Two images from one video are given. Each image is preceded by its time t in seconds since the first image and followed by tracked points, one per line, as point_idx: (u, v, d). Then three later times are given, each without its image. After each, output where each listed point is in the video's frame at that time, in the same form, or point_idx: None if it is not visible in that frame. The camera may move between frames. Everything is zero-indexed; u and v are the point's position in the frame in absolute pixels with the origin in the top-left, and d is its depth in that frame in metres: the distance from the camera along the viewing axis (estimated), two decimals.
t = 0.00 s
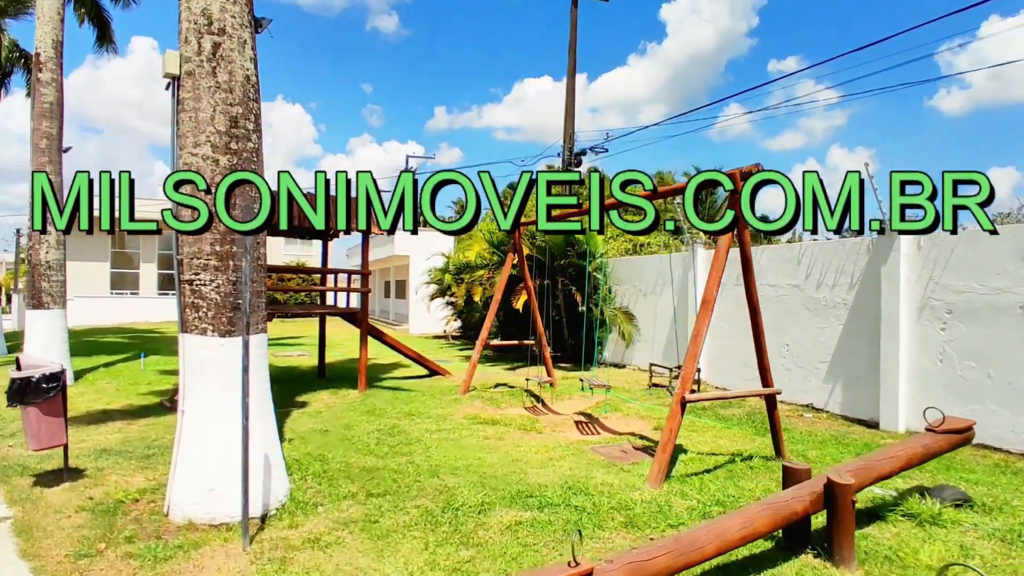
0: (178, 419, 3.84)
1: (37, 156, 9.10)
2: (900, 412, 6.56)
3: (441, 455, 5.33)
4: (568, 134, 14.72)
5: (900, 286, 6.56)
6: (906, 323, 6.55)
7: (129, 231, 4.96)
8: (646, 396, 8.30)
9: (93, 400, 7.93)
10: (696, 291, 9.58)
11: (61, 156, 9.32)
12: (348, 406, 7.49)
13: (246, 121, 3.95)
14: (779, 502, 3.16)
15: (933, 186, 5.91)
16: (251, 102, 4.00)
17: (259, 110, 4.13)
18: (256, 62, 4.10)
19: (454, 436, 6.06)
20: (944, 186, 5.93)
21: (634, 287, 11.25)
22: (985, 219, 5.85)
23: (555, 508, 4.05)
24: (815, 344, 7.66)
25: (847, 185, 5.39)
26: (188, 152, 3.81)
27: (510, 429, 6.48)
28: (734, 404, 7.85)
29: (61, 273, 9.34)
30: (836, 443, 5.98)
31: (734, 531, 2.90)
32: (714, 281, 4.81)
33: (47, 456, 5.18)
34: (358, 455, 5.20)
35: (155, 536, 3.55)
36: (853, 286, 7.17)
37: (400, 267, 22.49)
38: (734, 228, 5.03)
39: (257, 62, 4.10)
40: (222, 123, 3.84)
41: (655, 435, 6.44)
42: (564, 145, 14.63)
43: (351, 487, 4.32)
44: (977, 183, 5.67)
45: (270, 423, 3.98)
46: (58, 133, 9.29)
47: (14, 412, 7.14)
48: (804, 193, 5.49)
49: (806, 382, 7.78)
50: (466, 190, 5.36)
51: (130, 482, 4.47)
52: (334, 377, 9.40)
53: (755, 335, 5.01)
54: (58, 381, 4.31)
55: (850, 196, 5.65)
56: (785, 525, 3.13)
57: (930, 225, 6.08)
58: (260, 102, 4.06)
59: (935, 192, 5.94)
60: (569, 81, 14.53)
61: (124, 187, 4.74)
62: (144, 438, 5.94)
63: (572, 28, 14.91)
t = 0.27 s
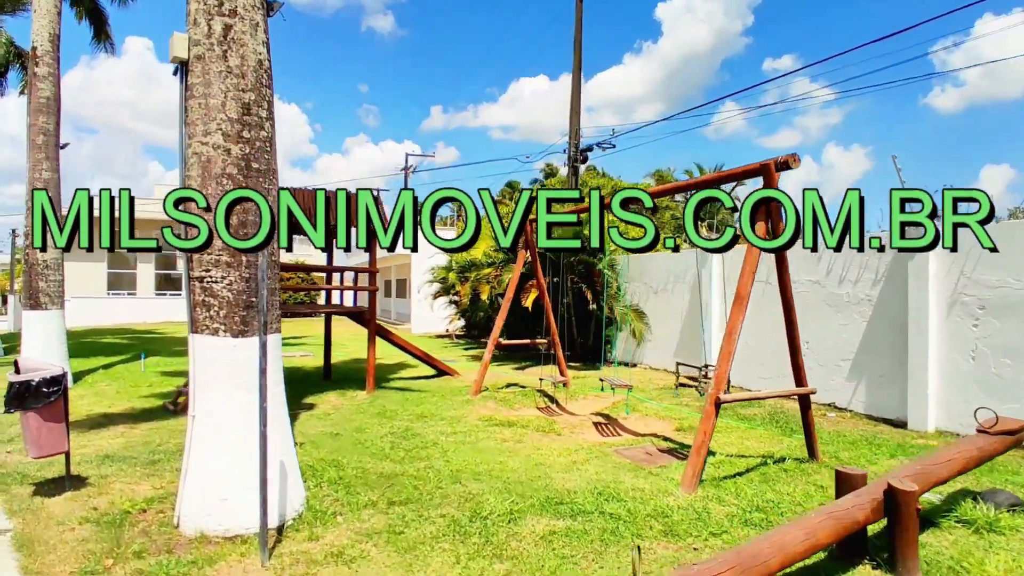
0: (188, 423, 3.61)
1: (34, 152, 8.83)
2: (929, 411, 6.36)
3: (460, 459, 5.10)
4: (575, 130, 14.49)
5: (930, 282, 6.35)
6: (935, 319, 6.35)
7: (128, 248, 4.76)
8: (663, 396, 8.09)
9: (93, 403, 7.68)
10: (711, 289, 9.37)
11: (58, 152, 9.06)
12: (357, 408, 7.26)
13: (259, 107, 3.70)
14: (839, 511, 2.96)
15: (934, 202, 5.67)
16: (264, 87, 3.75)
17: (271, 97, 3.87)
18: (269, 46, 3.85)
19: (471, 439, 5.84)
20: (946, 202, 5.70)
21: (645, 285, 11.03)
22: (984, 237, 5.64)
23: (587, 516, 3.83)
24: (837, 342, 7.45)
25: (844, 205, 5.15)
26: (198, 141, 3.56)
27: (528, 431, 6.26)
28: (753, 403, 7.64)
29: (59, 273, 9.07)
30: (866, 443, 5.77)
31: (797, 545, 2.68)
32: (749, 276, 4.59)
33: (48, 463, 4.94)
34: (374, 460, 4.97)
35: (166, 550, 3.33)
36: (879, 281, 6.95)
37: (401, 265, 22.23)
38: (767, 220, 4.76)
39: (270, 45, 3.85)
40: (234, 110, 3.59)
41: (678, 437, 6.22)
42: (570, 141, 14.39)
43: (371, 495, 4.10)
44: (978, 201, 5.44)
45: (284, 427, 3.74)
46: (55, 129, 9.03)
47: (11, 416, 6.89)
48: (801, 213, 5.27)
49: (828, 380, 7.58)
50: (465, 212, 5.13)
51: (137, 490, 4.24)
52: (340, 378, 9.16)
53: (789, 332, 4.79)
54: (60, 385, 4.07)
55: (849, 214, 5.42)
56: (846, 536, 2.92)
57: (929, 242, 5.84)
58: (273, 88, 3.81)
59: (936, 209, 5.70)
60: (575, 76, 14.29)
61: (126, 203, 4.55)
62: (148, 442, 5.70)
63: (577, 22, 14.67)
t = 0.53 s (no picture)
0: (220, 430, 3.46)
1: (58, 154, 8.80)
2: (983, 418, 6.04)
3: (495, 467, 4.90)
4: (597, 129, 14.27)
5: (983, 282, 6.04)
6: (989, 321, 6.04)
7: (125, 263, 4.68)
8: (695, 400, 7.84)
9: (117, 406, 7.59)
10: (743, 290, 9.10)
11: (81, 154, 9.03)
12: (383, 413, 7.10)
13: (292, 100, 3.55)
14: (926, 531, 2.71)
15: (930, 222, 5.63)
16: (297, 79, 3.60)
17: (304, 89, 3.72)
18: (302, 36, 3.70)
19: (503, 446, 5.64)
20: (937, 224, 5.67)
21: (672, 286, 10.78)
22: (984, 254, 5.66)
23: (637, 529, 3.60)
24: (880, 345, 7.15)
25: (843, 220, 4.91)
26: (229, 134, 3.42)
27: (561, 437, 6.05)
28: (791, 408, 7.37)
29: (82, 275, 9.02)
30: (920, 451, 5.49)
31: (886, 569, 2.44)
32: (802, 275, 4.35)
33: (73, 470, 4.83)
34: (405, 468, 4.79)
35: (197, 566, 3.17)
36: (926, 282, 6.65)
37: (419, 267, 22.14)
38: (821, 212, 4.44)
39: (303, 36, 3.70)
40: (267, 102, 3.45)
41: (717, 443, 5.98)
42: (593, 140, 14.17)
43: (407, 507, 3.91)
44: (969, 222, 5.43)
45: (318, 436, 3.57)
46: (79, 130, 8.99)
47: (36, 420, 6.83)
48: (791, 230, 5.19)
49: (871, 385, 7.27)
50: (465, 225, 4.98)
51: (164, 500, 4.10)
52: (364, 381, 9.02)
53: (843, 335, 4.53)
54: (86, 391, 3.95)
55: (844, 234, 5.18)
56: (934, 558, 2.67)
57: (929, 258, 5.61)
58: (306, 80, 3.66)
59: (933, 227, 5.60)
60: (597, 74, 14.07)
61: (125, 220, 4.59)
62: (174, 448, 5.58)
63: (599, 19, 14.45)
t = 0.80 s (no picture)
0: (275, 444, 3.25)
1: (103, 160, 8.82)
2: None
3: (554, 485, 4.62)
4: (637, 131, 13.92)
5: None
6: None
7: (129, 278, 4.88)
8: (752, 413, 7.45)
9: (160, 412, 7.52)
10: (799, 297, 8.67)
11: (126, 159, 9.04)
12: (428, 422, 6.87)
13: (352, 94, 3.32)
14: None
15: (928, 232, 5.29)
16: (357, 72, 3.37)
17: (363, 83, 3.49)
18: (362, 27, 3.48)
19: (558, 460, 5.36)
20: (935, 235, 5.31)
21: (719, 293, 10.37)
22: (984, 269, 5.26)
23: (724, 559, 3.28)
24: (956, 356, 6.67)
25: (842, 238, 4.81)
26: (287, 130, 3.21)
27: (617, 452, 5.74)
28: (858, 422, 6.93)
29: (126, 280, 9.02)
30: (1014, 473, 5.04)
31: None
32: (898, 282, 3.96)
33: (120, 479, 4.69)
34: (460, 484, 4.54)
35: None
36: (1011, 289, 6.17)
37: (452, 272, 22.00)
38: (915, 217, 4.07)
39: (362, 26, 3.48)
40: (327, 96, 3.23)
41: (786, 460, 5.60)
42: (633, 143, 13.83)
43: (468, 528, 3.65)
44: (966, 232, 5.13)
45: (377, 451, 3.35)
46: (123, 135, 9.01)
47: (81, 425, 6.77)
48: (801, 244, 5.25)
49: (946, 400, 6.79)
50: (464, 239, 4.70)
51: (213, 515, 3.91)
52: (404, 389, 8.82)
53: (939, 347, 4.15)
54: (136, 400, 3.79)
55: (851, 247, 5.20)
56: None
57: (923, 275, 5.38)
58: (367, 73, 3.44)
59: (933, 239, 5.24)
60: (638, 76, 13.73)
61: (125, 233, 4.84)
62: (219, 457, 5.42)
63: (640, 19, 14.12)
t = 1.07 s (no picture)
0: (325, 455, 3.05)
1: (135, 160, 8.75)
2: None
3: (609, 498, 4.36)
4: (669, 130, 13.61)
5: None
6: None
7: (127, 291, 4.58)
8: (805, 422, 7.10)
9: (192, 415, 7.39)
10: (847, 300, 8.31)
11: (158, 159, 8.97)
12: (465, 429, 6.65)
13: (407, 82, 3.10)
14: None
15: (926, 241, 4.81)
16: (412, 58, 3.15)
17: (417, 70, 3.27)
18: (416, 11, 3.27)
19: (608, 471, 5.09)
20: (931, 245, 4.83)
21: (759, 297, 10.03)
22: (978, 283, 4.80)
23: None
24: None
25: (844, 254, 4.49)
26: (339, 120, 2.99)
27: (668, 462, 5.46)
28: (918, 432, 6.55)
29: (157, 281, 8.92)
30: None
31: None
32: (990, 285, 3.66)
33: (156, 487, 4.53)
34: (509, 496, 4.30)
35: None
36: None
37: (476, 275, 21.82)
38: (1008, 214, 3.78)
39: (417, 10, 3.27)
40: (382, 83, 3.00)
41: (849, 473, 5.28)
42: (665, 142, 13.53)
43: (525, 545, 3.42)
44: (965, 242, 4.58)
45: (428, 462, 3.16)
46: (156, 135, 8.95)
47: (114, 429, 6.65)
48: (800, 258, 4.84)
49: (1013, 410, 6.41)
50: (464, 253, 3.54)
51: (255, 527, 3.71)
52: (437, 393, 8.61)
53: None
54: (176, 405, 3.60)
55: (852, 259, 4.74)
56: None
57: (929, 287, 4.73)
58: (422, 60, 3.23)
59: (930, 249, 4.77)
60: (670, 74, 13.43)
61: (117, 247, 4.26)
62: (255, 464, 5.24)
63: (673, 17, 13.82)
